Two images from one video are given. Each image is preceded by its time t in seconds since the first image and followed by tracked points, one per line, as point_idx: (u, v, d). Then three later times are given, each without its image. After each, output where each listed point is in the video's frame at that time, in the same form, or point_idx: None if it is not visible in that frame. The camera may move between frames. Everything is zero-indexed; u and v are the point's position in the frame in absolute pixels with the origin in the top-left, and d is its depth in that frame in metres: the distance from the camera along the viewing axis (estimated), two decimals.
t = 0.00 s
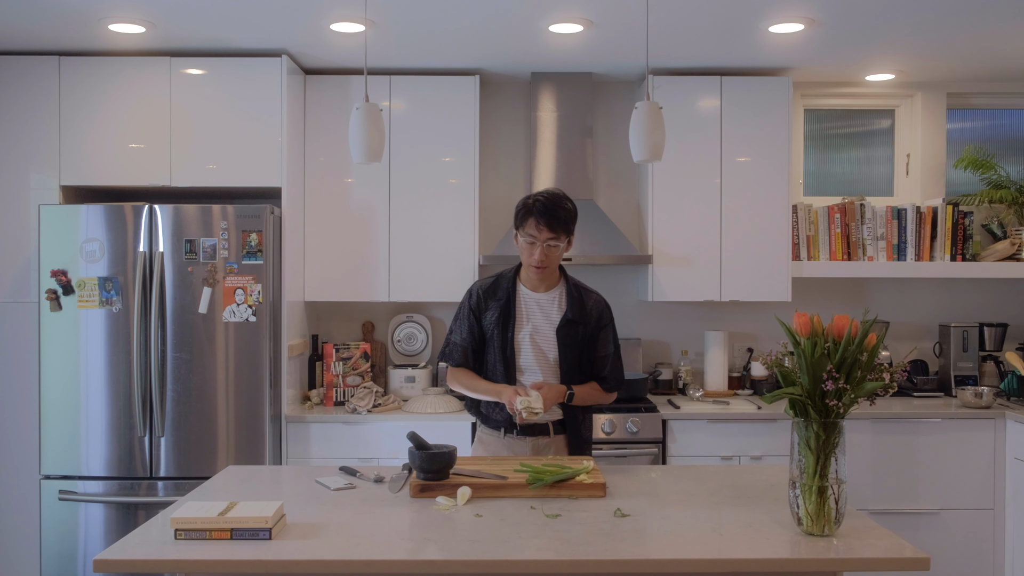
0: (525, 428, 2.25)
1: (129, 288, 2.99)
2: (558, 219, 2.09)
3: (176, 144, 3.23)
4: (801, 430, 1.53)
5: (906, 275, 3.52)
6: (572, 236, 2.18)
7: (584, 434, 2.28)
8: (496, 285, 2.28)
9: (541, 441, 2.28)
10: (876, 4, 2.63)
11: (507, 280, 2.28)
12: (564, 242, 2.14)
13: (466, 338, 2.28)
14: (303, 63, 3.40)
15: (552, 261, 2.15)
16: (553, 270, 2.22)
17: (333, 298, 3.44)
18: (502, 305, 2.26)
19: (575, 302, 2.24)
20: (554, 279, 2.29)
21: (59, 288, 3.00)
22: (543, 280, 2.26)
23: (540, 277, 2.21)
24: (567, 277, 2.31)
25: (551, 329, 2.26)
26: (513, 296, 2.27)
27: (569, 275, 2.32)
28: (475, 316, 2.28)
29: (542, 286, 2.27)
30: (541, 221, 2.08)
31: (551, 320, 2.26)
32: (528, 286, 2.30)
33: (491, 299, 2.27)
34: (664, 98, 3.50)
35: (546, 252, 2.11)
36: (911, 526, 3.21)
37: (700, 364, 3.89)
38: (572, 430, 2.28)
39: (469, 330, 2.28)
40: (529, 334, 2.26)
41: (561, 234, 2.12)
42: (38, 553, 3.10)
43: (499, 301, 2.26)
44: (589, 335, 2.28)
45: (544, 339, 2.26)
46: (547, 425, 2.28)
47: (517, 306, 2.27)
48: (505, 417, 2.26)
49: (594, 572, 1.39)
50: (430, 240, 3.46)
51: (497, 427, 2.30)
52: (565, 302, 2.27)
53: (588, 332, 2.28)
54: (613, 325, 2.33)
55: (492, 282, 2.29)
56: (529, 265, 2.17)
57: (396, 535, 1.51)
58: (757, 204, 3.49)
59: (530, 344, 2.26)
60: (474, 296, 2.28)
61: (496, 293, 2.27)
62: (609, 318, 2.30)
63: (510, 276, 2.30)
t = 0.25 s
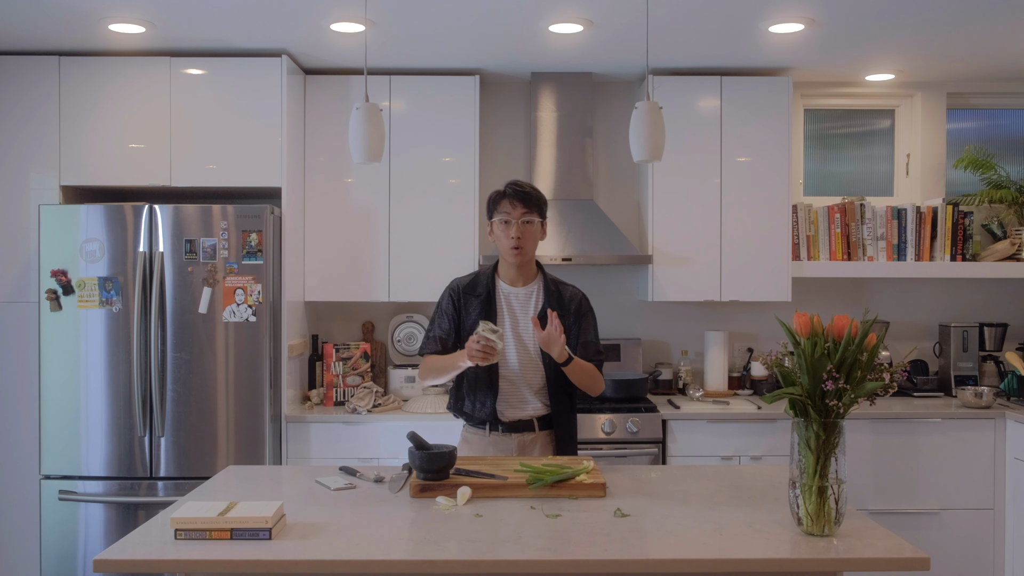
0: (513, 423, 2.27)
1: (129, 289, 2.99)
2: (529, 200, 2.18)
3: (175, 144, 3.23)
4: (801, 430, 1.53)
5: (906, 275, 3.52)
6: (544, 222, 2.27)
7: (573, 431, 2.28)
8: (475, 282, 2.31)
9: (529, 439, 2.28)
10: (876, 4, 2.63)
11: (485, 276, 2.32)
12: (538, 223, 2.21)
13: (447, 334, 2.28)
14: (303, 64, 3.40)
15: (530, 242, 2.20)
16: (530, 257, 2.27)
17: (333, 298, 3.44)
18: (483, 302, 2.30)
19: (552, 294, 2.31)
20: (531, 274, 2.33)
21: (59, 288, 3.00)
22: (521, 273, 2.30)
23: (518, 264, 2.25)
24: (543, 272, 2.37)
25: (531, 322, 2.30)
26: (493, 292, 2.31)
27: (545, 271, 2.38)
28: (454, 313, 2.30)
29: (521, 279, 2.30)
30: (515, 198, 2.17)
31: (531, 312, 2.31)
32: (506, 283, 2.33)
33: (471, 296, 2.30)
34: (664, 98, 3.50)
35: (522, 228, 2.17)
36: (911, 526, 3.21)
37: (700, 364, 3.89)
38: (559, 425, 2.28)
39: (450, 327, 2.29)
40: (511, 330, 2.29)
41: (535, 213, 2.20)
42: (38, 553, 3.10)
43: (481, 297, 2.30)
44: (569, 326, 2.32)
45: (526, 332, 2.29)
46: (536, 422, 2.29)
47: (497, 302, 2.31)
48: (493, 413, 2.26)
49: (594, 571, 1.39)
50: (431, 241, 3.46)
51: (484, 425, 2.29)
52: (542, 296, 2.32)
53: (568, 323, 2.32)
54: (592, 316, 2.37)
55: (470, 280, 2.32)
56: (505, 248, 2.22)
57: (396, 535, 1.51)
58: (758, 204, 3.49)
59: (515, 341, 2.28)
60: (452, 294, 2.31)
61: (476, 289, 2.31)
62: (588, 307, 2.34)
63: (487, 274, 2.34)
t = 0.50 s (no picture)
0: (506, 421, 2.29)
1: (129, 289, 2.99)
2: (507, 202, 2.18)
3: (176, 144, 3.23)
4: (801, 430, 1.53)
5: (906, 275, 3.52)
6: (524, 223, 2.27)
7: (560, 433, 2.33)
8: (461, 285, 2.32)
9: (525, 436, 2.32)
10: (876, 4, 2.63)
11: (470, 279, 2.33)
12: (518, 224, 2.22)
13: (440, 335, 2.26)
14: (303, 64, 3.40)
15: (510, 244, 2.22)
16: (512, 258, 2.28)
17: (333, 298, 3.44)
18: (470, 303, 2.30)
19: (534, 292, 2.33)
20: (514, 274, 2.35)
21: (59, 288, 3.00)
22: (504, 274, 2.33)
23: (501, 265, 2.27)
24: (526, 270, 2.38)
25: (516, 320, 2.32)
26: (478, 293, 2.32)
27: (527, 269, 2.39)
28: (444, 315, 2.29)
29: (504, 280, 2.33)
30: (494, 203, 2.17)
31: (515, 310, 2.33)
32: (490, 284, 2.34)
33: (457, 299, 2.31)
34: (665, 98, 3.50)
35: (502, 233, 2.18)
36: (911, 526, 3.21)
37: (700, 364, 3.89)
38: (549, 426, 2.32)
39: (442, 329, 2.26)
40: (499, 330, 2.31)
41: (515, 215, 2.21)
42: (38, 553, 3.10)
43: (468, 299, 2.30)
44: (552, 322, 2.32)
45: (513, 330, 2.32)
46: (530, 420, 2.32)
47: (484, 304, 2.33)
48: (487, 411, 2.28)
49: (594, 572, 1.39)
50: (431, 241, 3.46)
51: (478, 425, 2.30)
52: (526, 294, 2.34)
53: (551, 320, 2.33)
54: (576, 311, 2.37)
55: (456, 283, 2.33)
56: (487, 251, 2.23)
57: (396, 536, 1.51)
58: (758, 204, 3.49)
59: (503, 342, 2.29)
60: (439, 297, 2.30)
61: (462, 292, 2.31)
62: (571, 302, 2.35)
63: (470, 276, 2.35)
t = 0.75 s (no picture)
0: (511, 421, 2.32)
1: (129, 289, 2.99)
2: (507, 205, 2.19)
3: (176, 144, 3.23)
4: (801, 430, 1.53)
5: (906, 275, 3.52)
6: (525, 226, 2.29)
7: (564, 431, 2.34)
8: (466, 289, 2.30)
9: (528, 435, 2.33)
10: (876, 4, 2.63)
11: (475, 284, 2.31)
12: (518, 227, 2.23)
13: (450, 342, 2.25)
14: (303, 63, 3.40)
15: (511, 247, 2.23)
16: (514, 261, 2.29)
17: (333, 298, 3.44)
18: (476, 307, 2.29)
19: (538, 294, 2.31)
20: (517, 277, 2.35)
21: (59, 288, 3.00)
22: (507, 278, 2.32)
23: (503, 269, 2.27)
24: (529, 274, 2.37)
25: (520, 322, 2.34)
26: (483, 297, 2.31)
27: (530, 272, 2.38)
28: (451, 321, 2.27)
29: (507, 283, 2.32)
30: (495, 206, 2.19)
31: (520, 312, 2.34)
32: (493, 289, 2.34)
33: (463, 304, 2.29)
34: (665, 98, 3.50)
35: (502, 236, 2.20)
36: (911, 526, 3.21)
37: (700, 364, 3.89)
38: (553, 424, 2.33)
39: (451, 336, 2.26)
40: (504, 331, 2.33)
41: (515, 218, 2.22)
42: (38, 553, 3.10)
43: (474, 304, 2.29)
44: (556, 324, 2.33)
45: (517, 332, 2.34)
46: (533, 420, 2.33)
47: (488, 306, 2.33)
48: (492, 412, 2.30)
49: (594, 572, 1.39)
50: (431, 240, 3.46)
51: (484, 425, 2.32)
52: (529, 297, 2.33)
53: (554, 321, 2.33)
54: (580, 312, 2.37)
55: (460, 287, 2.30)
56: (489, 255, 2.24)
57: (396, 536, 1.51)
58: (758, 204, 3.49)
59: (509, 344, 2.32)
60: (445, 303, 2.27)
61: (468, 296, 2.29)
62: (574, 303, 2.34)
63: (474, 279, 2.33)
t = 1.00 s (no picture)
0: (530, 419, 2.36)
1: (129, 289, 2.99)
2: (525, 211, 2.26)
3: (176, 144, 3.23)
4: (801, 430, 1.53)
5: (906, 275, 3.52)
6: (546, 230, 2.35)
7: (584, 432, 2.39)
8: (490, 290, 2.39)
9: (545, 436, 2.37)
10: (876, 4, 2.63)
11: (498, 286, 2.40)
12: (538, 232, 2.29)
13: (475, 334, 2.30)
14: (303, 63, 3.40)
15: (531, 251, 2.29)
16: (536, 265, 2.35)
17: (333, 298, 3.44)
18: (499, 307, 2.37)
19: (558, 296, 2.36)
20: (540, 280, 2.40)
21: (59, 288, 3.00)
22: (531, 281, 2.38)
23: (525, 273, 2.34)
24: (552, 277, 2.43)
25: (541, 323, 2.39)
26: (507, 299, 2.39)
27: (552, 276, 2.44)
28: (478, 318, 2.33)
29: (531, 286, 2.38)
30: (512, 212, 2.26)
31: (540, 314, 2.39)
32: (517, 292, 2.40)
33: (487, 303, 2.37)
34: (665, 98, 3.50)
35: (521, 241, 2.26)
36: (911, 526, 3.21)
37: (700, 364, 3.89)
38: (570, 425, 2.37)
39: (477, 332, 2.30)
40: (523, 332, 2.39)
41: (533, 223, 2.29)
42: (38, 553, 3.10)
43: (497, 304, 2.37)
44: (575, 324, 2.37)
45: (537, 333, 2.40)
46: (551, 421, 2.37)
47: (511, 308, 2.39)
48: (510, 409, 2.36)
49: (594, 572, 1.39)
50: (431, 240, 3.46)
51: (502, 423, 2.38)
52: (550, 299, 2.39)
53: (574, 322, 2.37)
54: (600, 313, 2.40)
55: (485, 289, 2.40)
56: (510, 260, 2.31)
57: (396, 536, 1.51)
58: (758, 204, 3.49)
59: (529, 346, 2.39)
60: (471, 300, 2.35)
61: (491, 296, 2.38)
62: (593, 304, 2.38)
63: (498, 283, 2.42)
